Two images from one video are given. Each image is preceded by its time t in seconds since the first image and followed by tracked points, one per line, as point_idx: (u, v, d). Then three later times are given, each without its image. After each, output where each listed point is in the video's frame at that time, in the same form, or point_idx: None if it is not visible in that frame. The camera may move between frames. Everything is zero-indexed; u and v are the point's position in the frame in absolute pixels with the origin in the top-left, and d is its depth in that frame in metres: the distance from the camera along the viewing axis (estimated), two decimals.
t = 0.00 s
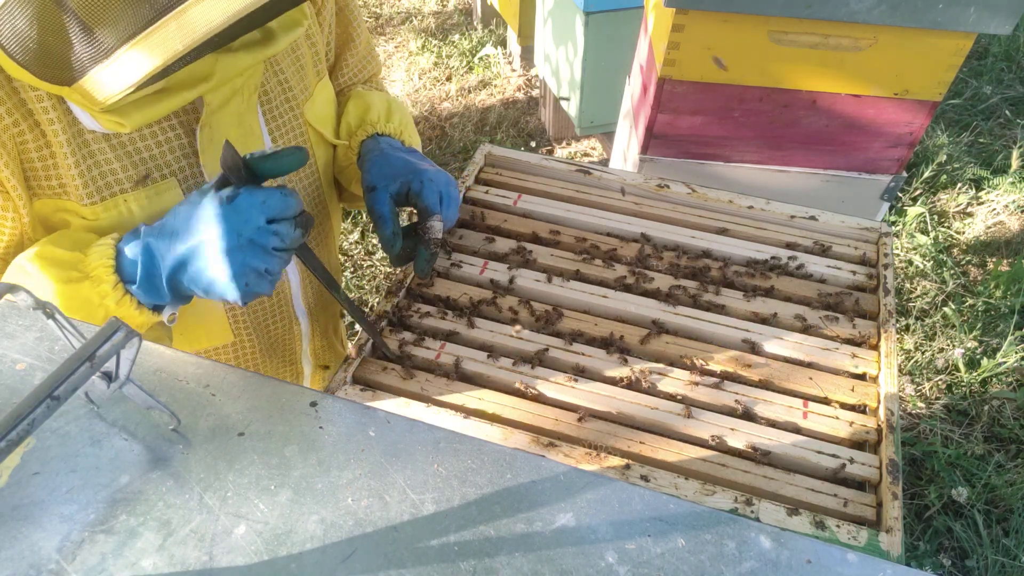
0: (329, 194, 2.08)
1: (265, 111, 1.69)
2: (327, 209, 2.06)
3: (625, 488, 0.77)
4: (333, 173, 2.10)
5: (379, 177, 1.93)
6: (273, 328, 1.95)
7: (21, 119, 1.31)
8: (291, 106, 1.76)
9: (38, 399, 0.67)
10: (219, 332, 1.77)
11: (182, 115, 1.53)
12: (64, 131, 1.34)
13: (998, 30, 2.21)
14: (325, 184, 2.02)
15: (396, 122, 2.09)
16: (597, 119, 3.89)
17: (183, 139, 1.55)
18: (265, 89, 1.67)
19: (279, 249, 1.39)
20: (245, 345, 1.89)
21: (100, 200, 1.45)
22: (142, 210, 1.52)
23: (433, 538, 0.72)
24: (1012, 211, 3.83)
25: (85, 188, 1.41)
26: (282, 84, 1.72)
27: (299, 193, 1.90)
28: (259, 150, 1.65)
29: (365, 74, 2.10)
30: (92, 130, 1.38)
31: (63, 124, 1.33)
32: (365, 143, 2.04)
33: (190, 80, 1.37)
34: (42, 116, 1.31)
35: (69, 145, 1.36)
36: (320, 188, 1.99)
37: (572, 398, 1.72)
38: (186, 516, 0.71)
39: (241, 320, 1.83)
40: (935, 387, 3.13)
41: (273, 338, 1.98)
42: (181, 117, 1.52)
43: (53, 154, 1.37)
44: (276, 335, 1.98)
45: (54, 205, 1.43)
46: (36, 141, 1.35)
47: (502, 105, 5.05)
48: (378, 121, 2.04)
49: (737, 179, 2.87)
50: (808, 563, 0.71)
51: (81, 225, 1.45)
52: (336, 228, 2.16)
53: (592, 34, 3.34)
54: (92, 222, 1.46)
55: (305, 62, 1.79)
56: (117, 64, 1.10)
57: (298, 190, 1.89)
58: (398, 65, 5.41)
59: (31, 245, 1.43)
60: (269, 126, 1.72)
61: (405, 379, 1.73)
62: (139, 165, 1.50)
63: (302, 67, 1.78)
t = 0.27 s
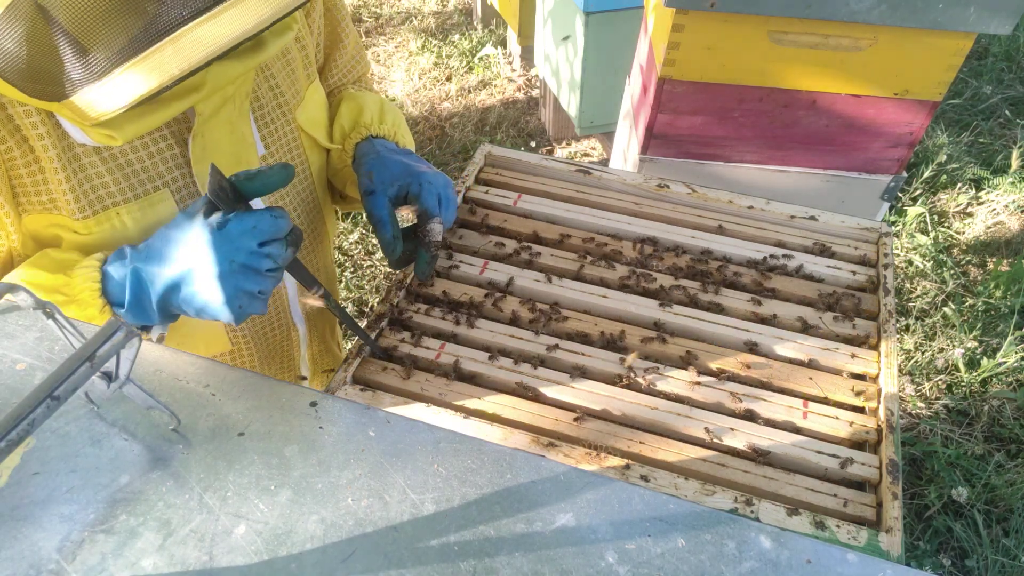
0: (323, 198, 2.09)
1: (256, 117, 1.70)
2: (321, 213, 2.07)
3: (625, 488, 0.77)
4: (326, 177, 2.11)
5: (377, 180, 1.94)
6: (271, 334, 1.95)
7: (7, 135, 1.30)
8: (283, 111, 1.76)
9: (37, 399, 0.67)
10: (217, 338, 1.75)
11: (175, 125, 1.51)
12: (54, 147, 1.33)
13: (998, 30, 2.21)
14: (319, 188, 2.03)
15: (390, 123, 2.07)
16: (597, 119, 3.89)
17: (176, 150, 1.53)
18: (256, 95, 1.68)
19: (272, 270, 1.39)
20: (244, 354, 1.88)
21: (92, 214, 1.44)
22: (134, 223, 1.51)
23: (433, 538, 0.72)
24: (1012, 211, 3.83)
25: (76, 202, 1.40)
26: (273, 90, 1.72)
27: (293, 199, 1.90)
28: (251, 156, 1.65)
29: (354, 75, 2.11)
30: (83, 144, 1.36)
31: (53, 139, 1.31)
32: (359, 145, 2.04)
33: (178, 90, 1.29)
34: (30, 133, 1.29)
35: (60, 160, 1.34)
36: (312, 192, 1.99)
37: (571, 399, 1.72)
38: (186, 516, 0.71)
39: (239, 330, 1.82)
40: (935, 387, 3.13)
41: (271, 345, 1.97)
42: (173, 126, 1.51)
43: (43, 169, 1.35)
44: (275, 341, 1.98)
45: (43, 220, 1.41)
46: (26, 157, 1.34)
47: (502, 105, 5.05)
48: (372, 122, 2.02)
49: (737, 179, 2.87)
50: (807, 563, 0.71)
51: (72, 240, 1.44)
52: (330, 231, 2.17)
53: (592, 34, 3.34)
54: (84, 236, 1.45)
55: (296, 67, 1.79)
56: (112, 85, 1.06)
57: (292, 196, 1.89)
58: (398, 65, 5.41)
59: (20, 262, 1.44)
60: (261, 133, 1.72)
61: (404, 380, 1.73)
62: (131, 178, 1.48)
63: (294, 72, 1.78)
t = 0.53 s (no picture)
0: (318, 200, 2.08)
1: (249, 120, 1.68)
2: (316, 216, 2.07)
3: (625, 488, 0.77)
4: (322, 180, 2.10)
5: (372, 186, 1.92)
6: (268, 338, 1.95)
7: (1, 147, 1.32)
8: (275, 113, 1.75)
9: (37, 399, 0.67)
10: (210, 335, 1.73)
11: (166, 131, 1.49)
12: (46, 157, 1.33)
13: (998, 30, 2.21)
14: (313, 191, 2.03)
15: (386, 126, 2.08)
16: (597, 119, 3.90)
17: (168, 157, 1.52)
18: (250, 98, 1.66)
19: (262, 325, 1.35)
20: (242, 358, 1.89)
21: (87, 224, 1.44)
22: (130, 232, 1.50)
23: (433, 538, 0.72)
24: (1012, 211, 3.83)
25: (70, 211, 1.40)
26: (267, 92, 1.71)
27: (289, 201, 1.89)
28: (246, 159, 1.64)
29: (348, 76, 2.11)
30: (75, 153, 1.36)
31: (44, 150, 1.31)
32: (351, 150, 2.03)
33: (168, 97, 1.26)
34: (22, 143, 1.30)
35: (51, 170, 1.34)
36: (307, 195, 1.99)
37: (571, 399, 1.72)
38: (186, 516, 0.71)
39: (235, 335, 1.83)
40: (935, 387, 3.13)
41: (269, 348, 1.98)
42: (165, 133, 1.49)
43: (35, 179, 1.36)
44: (272, 344, 1.99)
45: (38, 229, 1.42)
46: (18, 170, 1.36)
47: (502, 105, 5.05)
48: (368, 126, 2.04)
49: (737, 179, 2.87)
50: (807, 563, 0.71)
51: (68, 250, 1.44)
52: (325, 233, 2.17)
53: (592, 34, 3.34)
54: (79, 245, 1.44)
55: (288, 69, 1.77)
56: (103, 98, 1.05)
57: (287, 199, 1.89)
58: (398, 65, 5.41)
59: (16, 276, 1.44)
60: (255, 135, 1.71)
61: (404, 380, 1.73)
62: (123, 187, 1.47)
63: (287, 75, 1.77)
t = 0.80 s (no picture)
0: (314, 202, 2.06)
1: (241, 124, 1.66)
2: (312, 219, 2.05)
3: (625, 488, 0.76)
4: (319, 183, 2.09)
5: (374, 198, 1.94)
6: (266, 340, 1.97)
7: None
8: (268, 116, 1.73)
9: (37, 399, 0.67)
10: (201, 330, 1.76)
11: (157, 140, 1.46)
12: (33, 171, 1.31)
13: (999, 30, 2.21)
14: (309, 194, 2.01)
15: (388, 130, 2.08)
16: (597, 119, 3.90)
17: (159, 165, 1.48)
18: (242, 102, 1.64)
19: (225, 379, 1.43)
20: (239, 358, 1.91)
21: (78, 235, 1.42)
22: (121, 242, 1.47)
23: (433, 538, 0.72)
24: (1012, 211, 3.83)
25: (59, 224, 1.39)
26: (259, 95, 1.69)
27: (284, 205, 1.88)
28: (237, 164, 1.62)
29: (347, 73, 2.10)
30: (63, 166, 1.34)
31: (32, 165, 1.30)
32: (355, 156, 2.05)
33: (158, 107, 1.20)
34: (9, 160, 1.28)
35: (39, 185, 1.33)
36: (302, 198, 1.97)
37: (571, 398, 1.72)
38: (186, 516, 0.71)
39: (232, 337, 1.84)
40: (935, 387, 3.13)
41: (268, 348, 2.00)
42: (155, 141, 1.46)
43: (23, 194, 1.35)
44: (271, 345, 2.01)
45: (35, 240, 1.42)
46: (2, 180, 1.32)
47: (502, 105, 5.05)
48: (370, 130, 2.02)
49: (737, 179, 2.88)
50: (808, 563, 0.71)
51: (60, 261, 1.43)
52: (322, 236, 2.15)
53: (592, 34, 3.34)
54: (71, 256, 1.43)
55: (280, 70, 1.75)
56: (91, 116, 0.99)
57: (282, 202, 1.87)
58: (398, 64, 5.41)
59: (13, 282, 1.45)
60: (247, 140, 1.69)
61: (404, 380, 1.74)
62: (114, 198, 1.45)
63: (280, 79, 1.75)
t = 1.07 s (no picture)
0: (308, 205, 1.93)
1: (224, 133, 1.54)
2: (307, 226, 1.94)
3: (625, 488, 0.76)
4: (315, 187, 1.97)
5: (404, 194, 1.79)
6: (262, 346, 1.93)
7: None
8: (251, 122, 1.60)
9: (37, 399, 0.67)
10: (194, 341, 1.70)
11: (135, 157, 1.36)
12: (9, 197, 1.28)
13: (999, 30, 2.21)
14: (301, 198, 1.88)
15: (418, 122, 1.88)
16: (597, 119, 3.90)
17: (138, 182, 1.39)
18: (223, 111, 1.52)
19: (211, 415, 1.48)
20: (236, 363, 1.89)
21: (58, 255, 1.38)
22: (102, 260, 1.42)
23: (433, 538, 0.72)
24: (1012, 211, 3.83)
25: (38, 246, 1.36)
26: (240, 101, 1.55)
27: (275, 214, 1.77)
28: (221, 175, 1.52)
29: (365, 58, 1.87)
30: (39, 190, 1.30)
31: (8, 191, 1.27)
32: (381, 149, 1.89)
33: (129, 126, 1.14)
34: None
35: (16, 210, 1.30)
36: (295, 206, 1.86)
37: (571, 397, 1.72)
38: (186, 516, 0.71)
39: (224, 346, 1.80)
40: (935, 387, 3.13)
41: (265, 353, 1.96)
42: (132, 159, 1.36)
43: None
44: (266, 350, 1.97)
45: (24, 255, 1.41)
46: None
47: (502, 105, 5.06)
48: (398, 122, 1.85)
49: (737, 179, 2.88)
50: (807, 563, 0.71)
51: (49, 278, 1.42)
52: (319, 241, 2.05)
53: (593, 34, 3.34)
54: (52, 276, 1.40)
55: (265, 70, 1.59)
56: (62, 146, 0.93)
57: (272, 213, 1.76)
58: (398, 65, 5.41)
59: None
60: (230, 147, 1.57)
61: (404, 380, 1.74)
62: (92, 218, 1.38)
63: (266, 83, 1.61)
